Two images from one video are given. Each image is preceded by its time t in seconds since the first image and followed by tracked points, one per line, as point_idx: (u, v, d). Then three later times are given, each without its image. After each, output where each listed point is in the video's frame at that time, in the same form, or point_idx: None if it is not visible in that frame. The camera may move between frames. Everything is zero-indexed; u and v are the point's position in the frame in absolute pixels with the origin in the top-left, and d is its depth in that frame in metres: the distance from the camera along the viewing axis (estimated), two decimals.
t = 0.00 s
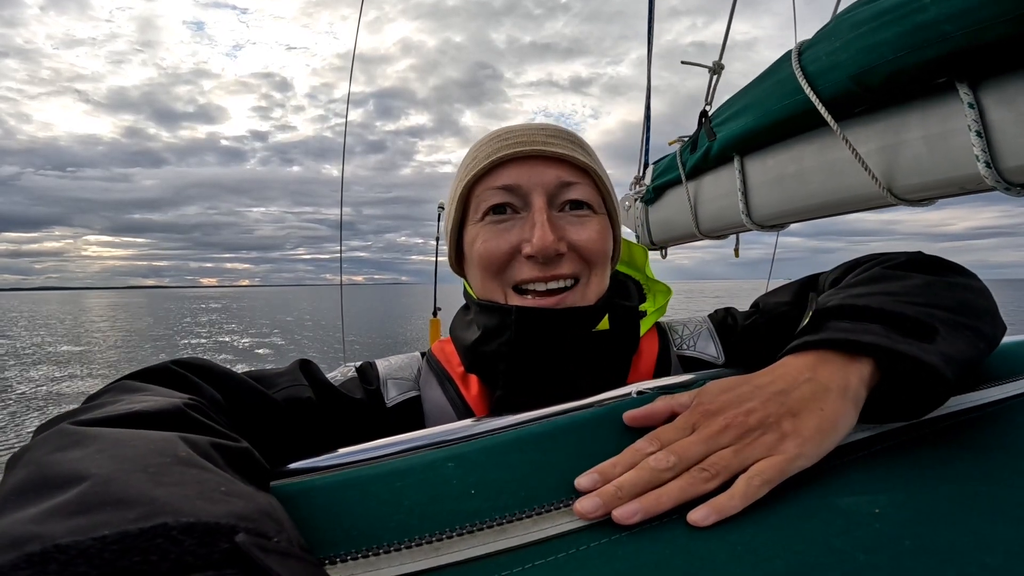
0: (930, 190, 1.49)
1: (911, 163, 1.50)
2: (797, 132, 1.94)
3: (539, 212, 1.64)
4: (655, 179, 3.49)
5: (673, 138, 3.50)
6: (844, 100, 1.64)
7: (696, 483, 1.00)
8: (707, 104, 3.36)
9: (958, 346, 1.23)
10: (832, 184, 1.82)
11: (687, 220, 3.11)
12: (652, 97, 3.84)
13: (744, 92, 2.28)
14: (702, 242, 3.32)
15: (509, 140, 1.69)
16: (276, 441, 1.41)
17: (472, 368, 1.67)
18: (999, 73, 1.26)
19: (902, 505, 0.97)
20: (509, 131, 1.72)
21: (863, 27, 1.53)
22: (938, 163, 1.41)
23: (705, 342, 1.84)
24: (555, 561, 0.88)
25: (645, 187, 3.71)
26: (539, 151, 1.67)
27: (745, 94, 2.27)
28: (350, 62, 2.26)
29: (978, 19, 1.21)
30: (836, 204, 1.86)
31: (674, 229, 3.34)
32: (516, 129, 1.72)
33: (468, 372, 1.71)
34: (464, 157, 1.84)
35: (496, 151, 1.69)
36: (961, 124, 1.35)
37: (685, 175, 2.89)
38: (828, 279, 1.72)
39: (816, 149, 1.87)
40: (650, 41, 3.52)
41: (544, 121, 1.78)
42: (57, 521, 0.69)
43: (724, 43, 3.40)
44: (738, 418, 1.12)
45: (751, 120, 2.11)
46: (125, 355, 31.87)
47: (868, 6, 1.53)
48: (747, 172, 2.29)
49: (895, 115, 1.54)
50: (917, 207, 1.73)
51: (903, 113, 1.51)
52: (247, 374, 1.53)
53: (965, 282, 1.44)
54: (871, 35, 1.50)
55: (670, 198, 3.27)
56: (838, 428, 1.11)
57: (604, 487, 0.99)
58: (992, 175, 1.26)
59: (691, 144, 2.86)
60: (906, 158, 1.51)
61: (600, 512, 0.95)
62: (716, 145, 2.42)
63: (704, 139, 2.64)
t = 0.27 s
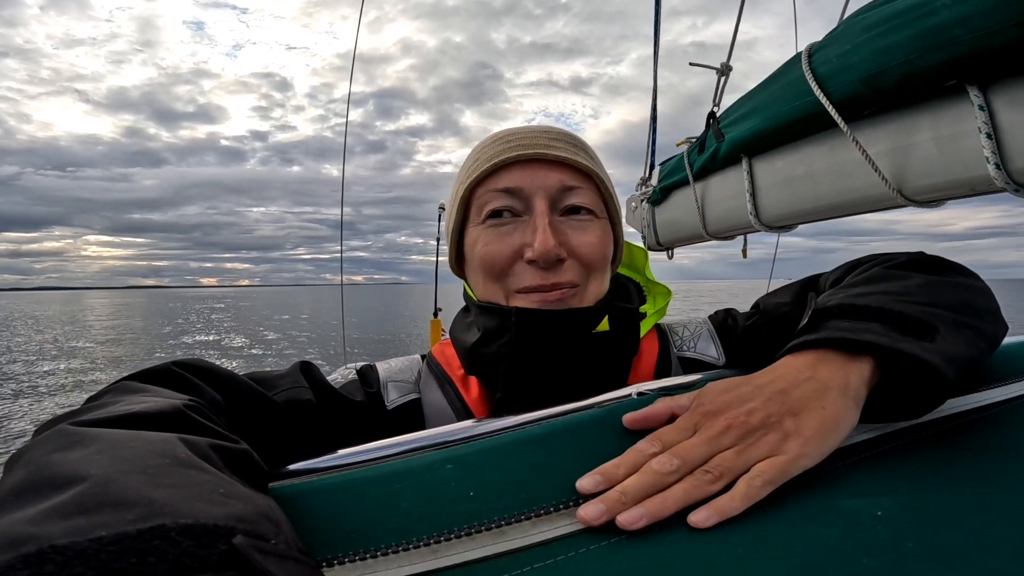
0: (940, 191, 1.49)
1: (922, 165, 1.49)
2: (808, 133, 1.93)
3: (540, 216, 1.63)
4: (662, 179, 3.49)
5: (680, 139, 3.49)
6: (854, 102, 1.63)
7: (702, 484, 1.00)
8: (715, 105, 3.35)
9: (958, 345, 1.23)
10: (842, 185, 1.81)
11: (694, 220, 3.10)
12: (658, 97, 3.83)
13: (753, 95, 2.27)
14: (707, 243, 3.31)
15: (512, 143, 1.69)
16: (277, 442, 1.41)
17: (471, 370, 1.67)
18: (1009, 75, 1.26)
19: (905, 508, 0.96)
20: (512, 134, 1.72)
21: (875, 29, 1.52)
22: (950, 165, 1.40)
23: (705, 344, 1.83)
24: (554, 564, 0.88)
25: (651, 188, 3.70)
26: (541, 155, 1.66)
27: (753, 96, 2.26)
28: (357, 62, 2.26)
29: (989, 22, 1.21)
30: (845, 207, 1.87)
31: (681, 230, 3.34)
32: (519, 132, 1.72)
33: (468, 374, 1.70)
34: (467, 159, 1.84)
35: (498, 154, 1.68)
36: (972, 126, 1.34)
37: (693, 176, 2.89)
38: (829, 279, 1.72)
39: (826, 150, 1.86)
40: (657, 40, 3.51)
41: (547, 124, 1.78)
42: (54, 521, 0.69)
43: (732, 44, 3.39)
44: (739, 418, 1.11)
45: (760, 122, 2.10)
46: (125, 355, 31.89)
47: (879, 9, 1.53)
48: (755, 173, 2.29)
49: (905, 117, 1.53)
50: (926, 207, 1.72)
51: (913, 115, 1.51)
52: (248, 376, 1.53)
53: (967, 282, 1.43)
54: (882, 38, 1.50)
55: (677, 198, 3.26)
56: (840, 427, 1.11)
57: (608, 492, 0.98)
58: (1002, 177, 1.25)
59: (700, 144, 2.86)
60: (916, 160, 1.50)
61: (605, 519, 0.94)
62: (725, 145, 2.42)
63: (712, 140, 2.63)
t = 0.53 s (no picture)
0: (943, 192, 1.49)
1: (925, 166, 1.49)
2: (813, 134, 1.93)
3: (543, 213, 1.64)
4: (665, 179, 3.49)
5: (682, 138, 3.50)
6: (859, 103, 1.64)
7: (706, 481, 1.01)
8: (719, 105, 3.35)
9: (959, 344, 1.23)
10: (844, 187, 1.83)
11: (696, 220, 3.11)
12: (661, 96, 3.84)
13: (757, 95, 2.28)
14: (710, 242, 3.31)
15: (513, 138, 1.69)
16: (279, 440, 1.41)
17: (472, 366, 1.66)
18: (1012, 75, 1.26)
19: (905, 504, 0.97)
20: (514, 130, 1.72)
21: (881, 30, 1.52)
22: (952, 166, 1.41)
23: (706, 341, 1.84)
24: (555, 560, 0.88)
25: (654, 187, 3.71)
26: (543, 151, 1.66)
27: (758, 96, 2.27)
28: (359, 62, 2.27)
29: (992, 25, 1.22)
30: (849, 208, 1.88)
31: (683, 230, 3.34)
32: (521, 127, 1.72)
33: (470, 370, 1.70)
34: (468, 155, 1.84)
35: (501, 150, 1.68)
36: (976, 127, 1.35)
37: (698, 176, 2.90)
38: (831, 278, 1.72)
39: (830, 151, 1.87)
40: (660, 39, 3.51)
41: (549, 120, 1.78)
42: (60, 520, 0.69)
43: (735, 44, 3.39)
44: (740, 415, 1.11)
45: (764, 122, 2.10)
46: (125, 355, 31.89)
47: (884, 10, 1.53)
48: (759, 174, 2.29)
49: (908, 118, 1.54)
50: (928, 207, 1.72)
51: (918, 116, 1.51)
52: (249, 373, 1.53)
53: (968, 282, 1.44)
54: (886, 40, 1.51)
55: (680, 198, 3.27)
56: (841, 424, 1.11)
57: (611, 490, 0.98)
58: (1005, 177, 1.26)
59: (703, 145, 2.86)
60: (919, 161, 1.51)
61: (609, 517, 0.94)
62: (728, 146, 2.42)
63: (716, 140, 2.63)
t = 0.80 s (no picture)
0: (938, 190, 1.50)
1: (921, 167, 1.50)
2: (809, 133, 1.94)
3: (544, 206, 1.65)
4: (663, 178, 3.51)
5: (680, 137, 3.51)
6: (853, 103, 1.65)
7: (695, 477, 1.01)
8: (716, 104, 3.37)
9: (958, 347, 1.24)
10: (839, 187, 1.84)
11: (694, 219, 3.12)
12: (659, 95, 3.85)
13: (753, 95, 2.29)
14: (708, 241, 3.33)
15: (515, 130, 1.69)
16: (282, 433, 1.43)
17: (474, 356, 1.66)
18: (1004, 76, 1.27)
19: (895, 499, 0.97)
20: (515, 121, 1.72)
21: (879, 28, 1.52)
22: (947, 165, 1.42)
23: (706, 335, 1.85)
24: (556, 550, 0.89)
25: (652, 186, 3.72)
26: (546, 143, 1.67)
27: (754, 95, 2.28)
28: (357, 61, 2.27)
29: (985, 25, 1.23)
30: (844, 207, 1.89)
31: (681, 229, 3.36)
32: (523, 118, 1.73)
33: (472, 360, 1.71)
34: (470, 147, 1.84)
35: (502, 142, 1.69)
36: (969, 126, 1.36)
37: (694, 176, 2.90)
38: (831, 275, 1.73)
39: (826, 151, 1.87)
40: (658, 38, 3.52)
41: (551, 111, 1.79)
42: (75, 516, 0.70)
43: (732, 43, 3.41)
44: (735, 413, 1.12)
45: (761, 121, 2.11)
46: (125, 356, 31.87)
47: (880, 10, 1.54)
48: (756, 173, 2.30)
49: (904, 118, 1.54)
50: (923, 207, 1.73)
51: (912, 115, 1.52)
52: (251, 368, 1.53)
53: (968, 283, 1.45)
54: (881, 39, 1.52)
55: (678, 197, 3.28)
56: (834, 424, 1.12)
57: (602, 482, 0.99)
58: (998, 176, 1.28)
59: (701, 145, 2.87)
60: (914, 160, 1.51)
61: (600, 507, 0.96)
62: (725, 146, 2.43)
63: (713, 140, 2.64)
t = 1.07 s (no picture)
0: (930, 189, 1.51)
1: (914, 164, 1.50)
2: (802, 130, 1.94)
3: (549, 205, 1.64)
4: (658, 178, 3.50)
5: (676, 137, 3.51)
6: (846, 100, 1.64)
7: (695, 480, 1.01)
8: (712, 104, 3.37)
9: (962, 355, 1.23)
10: (833, 186, 1.84)
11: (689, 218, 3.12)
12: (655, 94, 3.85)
13: (748, 92, 2.27)
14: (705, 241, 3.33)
15: (519, 127, 1.69)
16: (284, 432, 1.43)
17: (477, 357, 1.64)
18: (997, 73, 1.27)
19: (891, 499, 0.97)
20: (520, 118, 1.72)
21: (868, 27, 1.52)
22: (940, 163, 1.42)
23: (710, 331, 1.84)
24: (557, 549, 0.89)
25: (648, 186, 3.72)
26: (551, 141, 1.67)
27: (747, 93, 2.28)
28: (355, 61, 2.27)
29: (975, 22, 1.22)
30: (840, 206, 1.88)
31: (676, 228, 3.35)
32: (527, 115, 1.73)
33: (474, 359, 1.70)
34: (472, 140, 1.84)
35: (506, 139, 1.69)
36: (962, 124, 1.36)
37: (688, 175, 2.91)
38: (839, 275, 1.73)
39: (820, 149, 1.87)
40: (653, 39, 3.52)
41: (557, 108, 1.79)
42: (78, 515, 0.69)
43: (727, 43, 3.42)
44: (735, 418, 1.12)
45: (754, 120, 2.11)
46: (124, 357, 31.85)
47: (871, 7, 1.54)
48: (749, 171, 2.30)
49: (897, 116, 1.55)
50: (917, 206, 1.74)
51: (907, 113, 1.52)
52: (252, 367, 1.53)
53: (976, 288, 1.46)
54: (871, 37, 1.51)
55: (672, 196, 3.28)
56: (834, 431, 1.12)
57: (601, 483, 0.99)
58: (993, 175, 1.27)
59: (694, 142, 2.86)
60: (908, 159, 1.51)
61: (598, 509, 0.95)
62: (718, 144, 2.43)
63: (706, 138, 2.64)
